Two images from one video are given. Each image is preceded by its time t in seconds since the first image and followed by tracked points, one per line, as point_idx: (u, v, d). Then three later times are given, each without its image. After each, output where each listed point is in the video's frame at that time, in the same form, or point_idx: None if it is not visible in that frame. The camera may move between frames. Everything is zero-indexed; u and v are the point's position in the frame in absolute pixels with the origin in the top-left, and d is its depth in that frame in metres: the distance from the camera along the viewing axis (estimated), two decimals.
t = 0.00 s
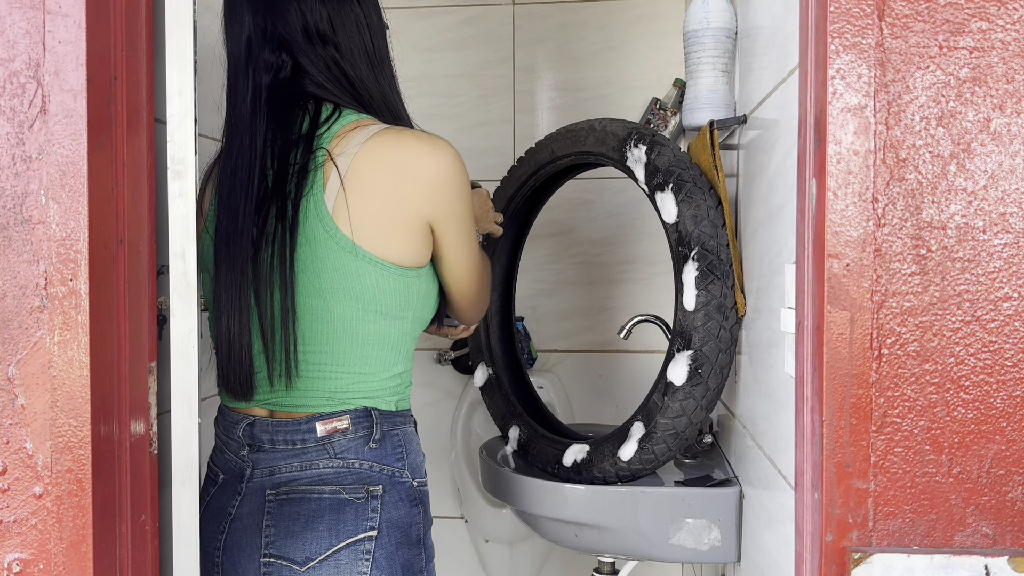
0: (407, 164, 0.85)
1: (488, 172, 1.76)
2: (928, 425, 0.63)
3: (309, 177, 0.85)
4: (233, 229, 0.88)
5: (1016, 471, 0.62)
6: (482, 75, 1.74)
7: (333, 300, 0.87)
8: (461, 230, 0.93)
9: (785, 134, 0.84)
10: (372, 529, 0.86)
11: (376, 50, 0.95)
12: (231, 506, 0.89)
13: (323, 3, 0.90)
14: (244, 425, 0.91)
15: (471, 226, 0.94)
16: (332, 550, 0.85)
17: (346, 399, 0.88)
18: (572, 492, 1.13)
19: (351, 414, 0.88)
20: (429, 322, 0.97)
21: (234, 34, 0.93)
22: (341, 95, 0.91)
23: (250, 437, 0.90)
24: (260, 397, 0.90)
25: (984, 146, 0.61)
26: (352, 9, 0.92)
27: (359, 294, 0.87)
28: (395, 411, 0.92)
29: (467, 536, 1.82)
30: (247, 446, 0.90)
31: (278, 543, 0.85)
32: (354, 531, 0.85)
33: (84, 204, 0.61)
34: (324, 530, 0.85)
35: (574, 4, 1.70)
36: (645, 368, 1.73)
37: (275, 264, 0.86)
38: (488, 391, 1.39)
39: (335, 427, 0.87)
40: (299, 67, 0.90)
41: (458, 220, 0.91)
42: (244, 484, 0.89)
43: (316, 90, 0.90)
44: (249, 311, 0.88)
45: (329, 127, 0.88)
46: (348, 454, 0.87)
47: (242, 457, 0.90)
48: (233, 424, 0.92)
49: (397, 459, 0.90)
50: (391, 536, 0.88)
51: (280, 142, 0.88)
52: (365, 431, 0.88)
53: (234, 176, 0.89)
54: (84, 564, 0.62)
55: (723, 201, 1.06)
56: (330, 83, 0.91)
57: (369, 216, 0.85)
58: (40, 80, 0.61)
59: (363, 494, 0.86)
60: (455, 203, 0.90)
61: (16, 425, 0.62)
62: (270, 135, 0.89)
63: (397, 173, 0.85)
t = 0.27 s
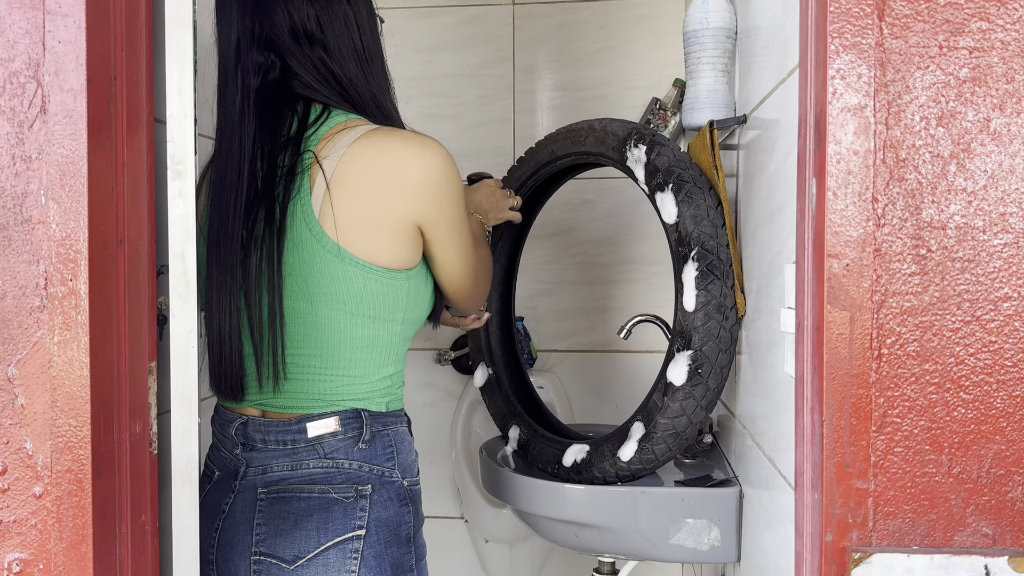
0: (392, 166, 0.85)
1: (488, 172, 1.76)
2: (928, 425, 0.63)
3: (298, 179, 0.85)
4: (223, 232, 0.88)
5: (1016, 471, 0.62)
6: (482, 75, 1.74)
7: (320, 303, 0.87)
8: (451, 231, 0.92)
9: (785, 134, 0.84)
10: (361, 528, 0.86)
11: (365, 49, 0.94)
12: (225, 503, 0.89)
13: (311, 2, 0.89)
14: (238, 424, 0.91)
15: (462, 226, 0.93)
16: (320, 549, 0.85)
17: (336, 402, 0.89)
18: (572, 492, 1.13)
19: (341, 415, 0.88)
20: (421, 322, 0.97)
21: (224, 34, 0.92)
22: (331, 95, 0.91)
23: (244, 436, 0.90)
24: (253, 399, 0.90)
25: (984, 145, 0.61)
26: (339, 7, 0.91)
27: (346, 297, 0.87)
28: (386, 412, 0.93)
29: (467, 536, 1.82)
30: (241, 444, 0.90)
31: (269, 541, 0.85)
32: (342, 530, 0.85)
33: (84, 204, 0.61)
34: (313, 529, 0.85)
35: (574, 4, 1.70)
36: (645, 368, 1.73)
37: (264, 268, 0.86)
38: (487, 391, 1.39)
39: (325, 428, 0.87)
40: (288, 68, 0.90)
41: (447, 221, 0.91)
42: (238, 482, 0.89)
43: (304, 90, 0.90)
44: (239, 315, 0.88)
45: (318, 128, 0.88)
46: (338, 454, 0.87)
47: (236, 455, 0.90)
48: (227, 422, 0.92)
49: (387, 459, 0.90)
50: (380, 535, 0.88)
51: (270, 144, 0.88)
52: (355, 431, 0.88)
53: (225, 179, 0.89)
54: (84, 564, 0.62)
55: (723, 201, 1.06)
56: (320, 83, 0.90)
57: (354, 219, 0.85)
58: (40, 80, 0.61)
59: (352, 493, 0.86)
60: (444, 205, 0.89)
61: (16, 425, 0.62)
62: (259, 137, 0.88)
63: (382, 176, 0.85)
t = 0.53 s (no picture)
0: (388, 167, 0.84)
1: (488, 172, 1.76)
2: (928, 425, 0.63)
3: (295, 181, 0.85)
4: (222, 234, 0.88)
5: (1016, 471, 0.62)
6: (482, 75, 1.74)
7: (317, 305, 0.87)
8: (449, 231, 0.91)
9: (785, 134, 0.84)
10: (357, 528, 0.86)
11: (362, 48, 0.94)
12: (225, 502, 0.89)
13: (307, 3, 0.89)
14: (238, 423, 0.91)
15: (462, 225, 0.93)
16: (316, 548, 0.85)
17: (333, 403, 0.89)
18: (572, 492, 1.13)
19: (337, 416, 0.88)
20: (421, 323, 0.97)
21: (222, 36, 0.92)
22: (330, 94, 0.91)
23: (243, 435, 0.90)
24: (252, 401, 0.90)
25: (984, 145, 0.61)
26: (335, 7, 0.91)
27: (343, 299, 0.87)
28: (383, 413, 0.92)
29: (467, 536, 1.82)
30: (240, 444, 0.90)
31: (267, 540, 0.86)
32: (340, 530, 0.86)
33: (84, 204, 0.61)
34: (309, 529, 0.85)
35: (574, 4, 1.70)
36: (645, 369, 1.73)
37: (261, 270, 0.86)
38: (487, 391, 1.39)
39: (322, 429, 0.87)
40: (286, 68, 0.90)
41: (446, 221, 0.90)
42: (237, 480, 0.89)
43: (301, 90, 0.90)
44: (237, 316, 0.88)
45: (315, 129, 0.88)
46: (335, 454, 0.87)
47: (236, 454, 0.90)
48: (227, 421, 0.92)
49: (384, 459, 0.90)
50: (376, 534, 0.88)
51: (268, 145, 0.88)
52: (352, 432, 0.88)
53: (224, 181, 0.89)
54: (84, 564, 0.62)
55: (723, 201, 1.06)
56: (317, 83, 0.90)
57: (350, 221, 0.85)
58: (40, 80, 0.61)
59: (348, 493, 0.86)
60: (441, 205, 0.89)
61: (16, 424, 0.62)
62: (258, 138, 0.88)
63: (378, 177, 0.84)
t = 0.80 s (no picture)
0: (378, 167, 0.84)
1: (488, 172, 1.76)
2: (928, 425, 0.63)
3: (287, 181, 0.85)
4: (218, 235, 0.88)
5: (1016, 471, 0.62)
6: (482, 75, 1.74)
7: (310, 306, 0.87)
8: (444, 231, 0.90)
9: (785, 134, 0.84)
10: (350, 529, 0.86)
11: (358, 46, 0.93)
12: (222, 501, 0.89)
13: (301, 2, 0.88)
14: (236, 422, 0.92)
15: (458, 224, 0.91)
16: (309, 549, 0.84)
17: (327, 404, 0.88)
18: (572, 491, 1.13)
19: (331, 417, 0.88)
20: (419, 323, 0.96)
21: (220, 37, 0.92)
22: (325, 94, 0.90)
23: (240, 434, 0.91)
24: (248, 401, 0.91)
25: (984, 145, 0.61)
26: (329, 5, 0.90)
27: (334, 300, 0.87)
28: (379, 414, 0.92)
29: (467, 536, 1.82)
30: (239, 443, 0.91)
31: (261, 540, 0.85)
32: (333, 530, 0.85)
33: (84, 204, 0.61)
34: (302, 530, 0.85)
35: (574, 4, 1.70)
36: (645, 369, 1.73)
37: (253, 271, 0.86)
38: (488, 391, 1.39)
39: (315, 430, 0.87)
40: (280, 69, 0.89)
41: (440, 221, 0.89)
42: (235, 479, 0.90)
43: (296, 91, 0.89)
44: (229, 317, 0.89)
45: (309, 129, 0.88)
46: (329, 455, 0.87)
47: (234, 453, 0.91)
48: (225, 420, 0.93)
49: (379, 460, 0.89)
50: (369, 536, 0.87)
51: (263, 146, 0.88)
52: (347, 433, 0.88)
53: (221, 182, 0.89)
54: (84, 564, 0.62)
55: (723, 201, 1.06)
56: (312, 83, 0.90)
57: (341, 222, 0.85)
58: (40, 80, 0.61)
59: (342, 494, 0.86)
60: (435, 204, 0.88)
61: (16, 425, 0.62)
62: (254, 140, 0.88)
63: (368, 177, 0.84)
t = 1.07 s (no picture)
0: (364, 167, 0.84)
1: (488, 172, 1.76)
2: (928, 425, 0.63)
3: (276, 181, 0.85)
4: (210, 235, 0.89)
5: (1016, 471, 0.62)
6: (482, 75, 1.74)
7: (297, 306, 0.87)
8: (434, 230, 0.89)
9: (785, 134, 0.84)
10: (340, 530, 0.86)
11: (350, 45, 0.93)
12: (217, 501, 0.89)
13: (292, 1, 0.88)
14: (231, 422, 0.92)
15: (449, 223, 0.90)
16: (299, 550, 0.84)
17: (316, 405, 0.89)
18: (572, 492, 1.13)
19: (322, 418, 0.88)
20: (412, 324, 0.96)
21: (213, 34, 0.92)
22: (316, 92, 0.90)
23: (235, 434, 0.91)
24: (241, 400, 0.91)
25: (984, 145, 0.61)
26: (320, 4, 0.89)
27: (321, 300, 0.87)
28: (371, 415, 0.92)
29: (467, 536, 1.82)
30: (234, 442, 0.91)
31: (251, 541, 0.85)
32: (321, 532, 0.85)
33: (84, 204, 0.61)
34: (292, 531, 0.84)
35: (574, 4, 1.70)
36: (645, 369, 1.73)
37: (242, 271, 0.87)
38: (488, 391, 1.39)
39: (306, 431, 0.87)
40: (272, 68, 0.89)
41: (429, 220, 0.88)
42: (230, 479, 0.90)
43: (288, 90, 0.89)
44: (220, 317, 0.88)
45: (299, 128, 0.88)
46: (320, 456, 0.87)
47: (229, 454, 0.91)
48: (220, 419, 0.93)
49: (371, 462, 0.90)
50: (360, 537, 0.87)
51: (254, 146, 0.88)
52: (337, 434, 0.88)
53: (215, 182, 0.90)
54: (84, 564, 0.62)
55: (723, 201, 1.06)
56: (303, 81, 0.90)
57: (327, 222, 0.85)
58: (40, 80, 0.61)
59: (332, 495, 0.86)
60: (423, 203, 0.87)
61: (16, 425, 0.62)
62: (245, 140, 0.88)
63: (353, 177, 0.84)
